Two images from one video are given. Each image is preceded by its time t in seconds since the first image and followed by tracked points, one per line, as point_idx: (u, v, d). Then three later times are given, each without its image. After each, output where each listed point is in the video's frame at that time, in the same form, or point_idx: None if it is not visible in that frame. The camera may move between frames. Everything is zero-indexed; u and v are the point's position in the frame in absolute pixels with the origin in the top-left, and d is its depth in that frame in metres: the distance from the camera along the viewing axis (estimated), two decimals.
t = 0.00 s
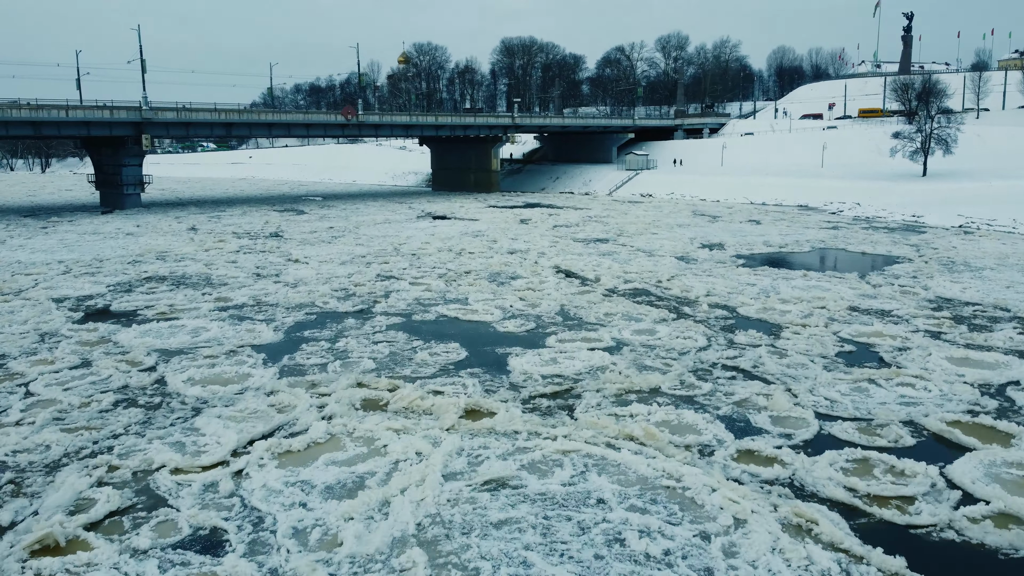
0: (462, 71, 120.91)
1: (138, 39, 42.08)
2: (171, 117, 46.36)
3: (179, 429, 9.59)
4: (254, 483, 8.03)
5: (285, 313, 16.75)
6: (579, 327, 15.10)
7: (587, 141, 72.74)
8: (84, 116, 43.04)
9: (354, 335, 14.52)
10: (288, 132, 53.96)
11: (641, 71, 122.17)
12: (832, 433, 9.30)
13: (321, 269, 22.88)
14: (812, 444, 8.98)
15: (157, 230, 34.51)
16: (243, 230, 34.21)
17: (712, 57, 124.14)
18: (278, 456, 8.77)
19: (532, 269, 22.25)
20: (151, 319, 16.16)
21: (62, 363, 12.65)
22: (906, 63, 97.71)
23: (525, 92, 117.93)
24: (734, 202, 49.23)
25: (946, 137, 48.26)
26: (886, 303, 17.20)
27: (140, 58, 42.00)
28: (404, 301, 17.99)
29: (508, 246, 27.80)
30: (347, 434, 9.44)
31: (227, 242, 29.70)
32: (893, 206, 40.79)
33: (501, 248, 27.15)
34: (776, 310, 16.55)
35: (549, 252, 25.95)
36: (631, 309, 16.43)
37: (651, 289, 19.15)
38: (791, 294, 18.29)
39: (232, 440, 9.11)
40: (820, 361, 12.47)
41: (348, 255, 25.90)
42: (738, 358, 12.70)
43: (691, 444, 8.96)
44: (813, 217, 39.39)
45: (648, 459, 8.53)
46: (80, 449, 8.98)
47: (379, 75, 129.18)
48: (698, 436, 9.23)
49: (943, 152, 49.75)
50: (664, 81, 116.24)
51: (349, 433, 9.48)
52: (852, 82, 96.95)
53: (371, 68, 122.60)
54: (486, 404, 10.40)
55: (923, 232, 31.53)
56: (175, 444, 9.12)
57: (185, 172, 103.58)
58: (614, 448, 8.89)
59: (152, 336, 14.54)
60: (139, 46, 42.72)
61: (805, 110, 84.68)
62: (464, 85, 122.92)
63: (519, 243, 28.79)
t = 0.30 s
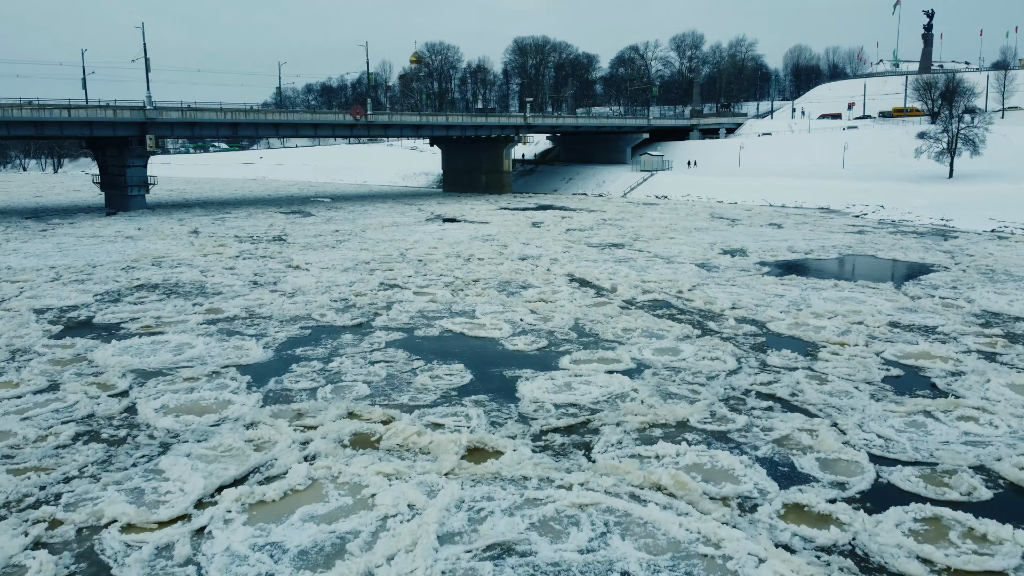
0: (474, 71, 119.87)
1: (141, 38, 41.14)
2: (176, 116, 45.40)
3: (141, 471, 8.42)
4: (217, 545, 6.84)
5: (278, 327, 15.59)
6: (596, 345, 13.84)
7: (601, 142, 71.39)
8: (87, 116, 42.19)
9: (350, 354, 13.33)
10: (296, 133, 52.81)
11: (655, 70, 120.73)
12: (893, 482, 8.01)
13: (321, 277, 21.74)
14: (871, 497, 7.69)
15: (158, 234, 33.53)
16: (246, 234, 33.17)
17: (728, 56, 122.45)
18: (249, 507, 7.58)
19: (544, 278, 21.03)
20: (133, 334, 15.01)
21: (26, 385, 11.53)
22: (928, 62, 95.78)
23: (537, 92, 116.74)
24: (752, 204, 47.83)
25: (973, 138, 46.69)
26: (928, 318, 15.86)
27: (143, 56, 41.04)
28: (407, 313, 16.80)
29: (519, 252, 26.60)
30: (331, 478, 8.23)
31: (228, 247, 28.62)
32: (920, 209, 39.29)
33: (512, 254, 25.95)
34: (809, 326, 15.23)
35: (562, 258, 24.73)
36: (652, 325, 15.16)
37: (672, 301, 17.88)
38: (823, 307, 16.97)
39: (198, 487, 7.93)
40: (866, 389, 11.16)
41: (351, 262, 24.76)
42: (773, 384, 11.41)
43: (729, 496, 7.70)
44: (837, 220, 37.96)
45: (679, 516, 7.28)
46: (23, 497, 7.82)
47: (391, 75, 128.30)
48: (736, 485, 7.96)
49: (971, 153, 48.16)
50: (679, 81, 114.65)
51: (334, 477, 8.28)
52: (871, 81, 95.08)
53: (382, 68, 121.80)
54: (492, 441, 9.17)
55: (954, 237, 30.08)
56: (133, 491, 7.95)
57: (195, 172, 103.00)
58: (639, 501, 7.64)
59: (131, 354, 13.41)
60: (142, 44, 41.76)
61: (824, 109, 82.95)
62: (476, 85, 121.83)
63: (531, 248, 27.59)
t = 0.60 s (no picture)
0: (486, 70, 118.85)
1: (145, 36, 40.20)
2: (181, 116, 44.46)
3: (87, 526, 7.23)
4: None
5: (269, 342, 14.42)
6: (614, 366, 12.59)
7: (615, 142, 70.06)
8: (90, 116, 41.32)
9: (344, 376, 12.13)
10: (304, 133, 51.78)
11: (670, 70, 119.31)
12: (975, 550, 6.72)
13: (322, 285, 20.59)
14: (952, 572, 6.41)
15: (159, 237, 32.55)
16: (249, 238, 32.14)
17: (744, 55, 120.76)
18: None
19: (557, 287, 19.82)
20: (112, 351, 13.88)
21: None
22: (950, 61, 93.80)
23: (551, 92, 115.60)
24: (771, 207, 46.43)
25: (1003, 138, 45.10)
26: (979, 334, 14.51)
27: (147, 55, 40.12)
28: (409, 327, 15.63)
29: (531, 257, 25.38)
30: (309, 537, 7.02)
31: (228, 252, 27.57)
32: (948, 213, 37.83)
33: (523, 260, 24.74)
34: (848, 344, 13.93)
35: (575, 265, 23.50)
36: (675, 343, 13.90)
37: (695, 314, 16.61)
38: (861, 322, 15.65)
39: (151, 550, 6.75)
40: (922, 422, 9.87)
41: (355, 268, 23.62)
42: (816, 416, 10.12)
43: (780, 568, 6.43)
44: (862, 224, 36.54)
45: None
46: None
47: (403, 75, 127.43)
48: (787, 552, 6.70)
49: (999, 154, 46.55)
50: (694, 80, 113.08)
51: (312, 536, 7.06)
52: (891, 80, 93.21)
53: (394, 68, 121.06)
54: (498, 490, 7.92)
55: (988, 243, 28.61)
56: (75, 554, 6.78)
57: (205, 172, 102.46)
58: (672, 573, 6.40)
59: (105, 374, 12.27)
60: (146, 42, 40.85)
61: (843, 109, 81.26)
62: (489, 84, 120.77)
63: (543, 253, 26.35)
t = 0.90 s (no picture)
0: (499, 70, 117.79)
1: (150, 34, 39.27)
2: (186, 116, 43.51)
3: None
4: None
5: (258, 361, 13.23)
6: (636, 393, 11.32)
7: (630, 142, 68.69)
8: (93, 115, 40.44)
9: (337, 402, 10.92)
10: (313, 133, 50.72)
11: (686, 69, 117.81)
12: None
13: (322, 294, 19.42)
14: None
15: (161, 241, 31.61)
16: (252, 242, 31.12)
17: (761, 53, 119.04)
18: None
19: (572, 297, 18.58)
20: (86, 370, 12.74)
21: None
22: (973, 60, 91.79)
23: (564, 91, 114.38)
24: (793, 209, 45.00)
25: None
26: None
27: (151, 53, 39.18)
28: (412, 343, 14.43)
29: (543, 264, 24.13)
30: None
31: (228, 257, 26.49)
32: (979, 216, 36.33)
33: (535, 267, 23.51)
34: (895, 366, 12.60)
35: (589, 273, 22.26)
36: (703, 364, 12.61)
37: (721, 330, 15.31)
38: (906, 339, 14.30)
39: None
40: (994, 467, 8.55)
41: (359, 275, 22.48)
42: (870, 458, 8.82)
43: None
44: (888, 227, 35.08)
45: None
46: None
47: (416, 75, 126.66)
48: None
49: None
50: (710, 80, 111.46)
51: None
52: (912, 79, 91.30)
53: (407, 68, 120.20)
54: (503, 556, 6.67)
55: None
56: None
57: (217, 172, 101.88)
58: None
59: (73, 399, 11.13)
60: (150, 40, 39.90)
61: (864, 109, 79.53)
62: (502, 84, 119.65)
63: (557, 259, 25.10)
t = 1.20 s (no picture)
0: (513, 69, 116.61)
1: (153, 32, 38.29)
2: (192, 115, 42.56)
3: None
4: None
5: (243, 383, 12.05)
6: (662, 425, 10.04)
7: (645, 143, 67.32)
8: (96, 115, 39.54)
9: (325, 435, 9.71)
10: (321, 133, 49.66)
11: (702, 68, 116.23)
12: None
13: (321, 305, 18.26)
14: None
15: (162, 244, 30.66)
16: (255, 246, 30.10)
17: (778, 52, 117.28)
18: None
19: (587, 308, 17.33)
20: (54, 393, 11.61)
21: None
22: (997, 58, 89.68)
23: (578, 90, 113.04)
24: (814, 212, 43.54)
25: None
26: None
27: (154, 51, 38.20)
28: (413, 362, 13.21)
29: (556, 270, 22.91)
30: None
31: (228, 262, 25.42)
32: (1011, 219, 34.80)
33: (548, 274, 22.29)
34: (952, 393, 11.25)
35: (605, 281, 21.00)
36: (735, 390, 11.31)
37: (751, 349, 13.99)
38: (959, 360, 12.94)
39: None
40: None
41: (362, 283, 21.32)
42: (942, 513, 7.52)
43: None
44: (916, 231, 33.65)
45: None
46: None
47: (428, 74, 125.83)
48: None
49: None
50: (726, 79, 109.88)
51: None
52: (934, 78, 89.36)
53: (419, 67, 119.23)
54: None
55: None
56: None
57: (228, 173, 101.28)
58: None
59: (32, 430, 9.99)
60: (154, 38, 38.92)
61: (885, 108, 77.74)
62: (515, 84, 118.48)
63: (571, 265, 23.87)
